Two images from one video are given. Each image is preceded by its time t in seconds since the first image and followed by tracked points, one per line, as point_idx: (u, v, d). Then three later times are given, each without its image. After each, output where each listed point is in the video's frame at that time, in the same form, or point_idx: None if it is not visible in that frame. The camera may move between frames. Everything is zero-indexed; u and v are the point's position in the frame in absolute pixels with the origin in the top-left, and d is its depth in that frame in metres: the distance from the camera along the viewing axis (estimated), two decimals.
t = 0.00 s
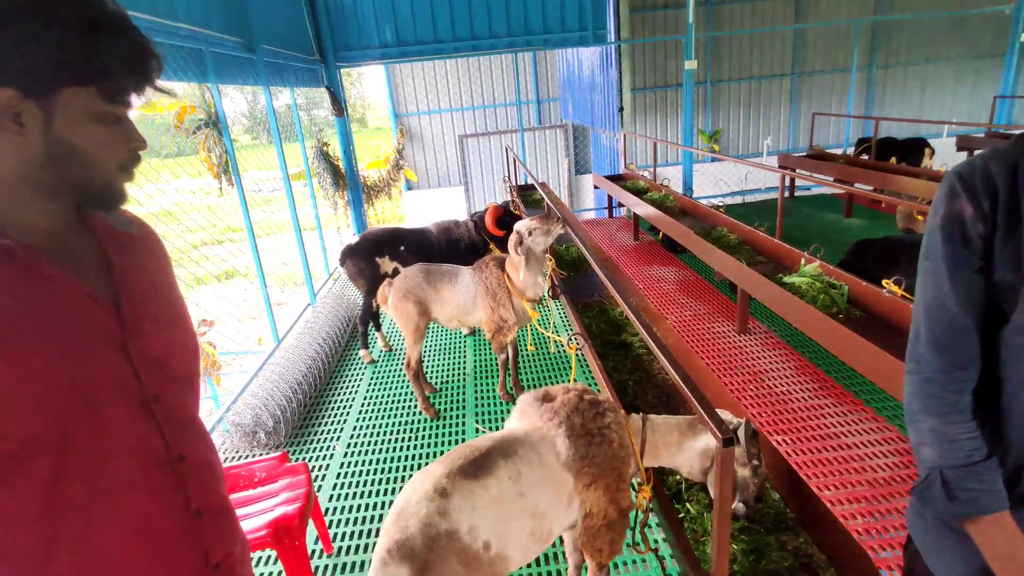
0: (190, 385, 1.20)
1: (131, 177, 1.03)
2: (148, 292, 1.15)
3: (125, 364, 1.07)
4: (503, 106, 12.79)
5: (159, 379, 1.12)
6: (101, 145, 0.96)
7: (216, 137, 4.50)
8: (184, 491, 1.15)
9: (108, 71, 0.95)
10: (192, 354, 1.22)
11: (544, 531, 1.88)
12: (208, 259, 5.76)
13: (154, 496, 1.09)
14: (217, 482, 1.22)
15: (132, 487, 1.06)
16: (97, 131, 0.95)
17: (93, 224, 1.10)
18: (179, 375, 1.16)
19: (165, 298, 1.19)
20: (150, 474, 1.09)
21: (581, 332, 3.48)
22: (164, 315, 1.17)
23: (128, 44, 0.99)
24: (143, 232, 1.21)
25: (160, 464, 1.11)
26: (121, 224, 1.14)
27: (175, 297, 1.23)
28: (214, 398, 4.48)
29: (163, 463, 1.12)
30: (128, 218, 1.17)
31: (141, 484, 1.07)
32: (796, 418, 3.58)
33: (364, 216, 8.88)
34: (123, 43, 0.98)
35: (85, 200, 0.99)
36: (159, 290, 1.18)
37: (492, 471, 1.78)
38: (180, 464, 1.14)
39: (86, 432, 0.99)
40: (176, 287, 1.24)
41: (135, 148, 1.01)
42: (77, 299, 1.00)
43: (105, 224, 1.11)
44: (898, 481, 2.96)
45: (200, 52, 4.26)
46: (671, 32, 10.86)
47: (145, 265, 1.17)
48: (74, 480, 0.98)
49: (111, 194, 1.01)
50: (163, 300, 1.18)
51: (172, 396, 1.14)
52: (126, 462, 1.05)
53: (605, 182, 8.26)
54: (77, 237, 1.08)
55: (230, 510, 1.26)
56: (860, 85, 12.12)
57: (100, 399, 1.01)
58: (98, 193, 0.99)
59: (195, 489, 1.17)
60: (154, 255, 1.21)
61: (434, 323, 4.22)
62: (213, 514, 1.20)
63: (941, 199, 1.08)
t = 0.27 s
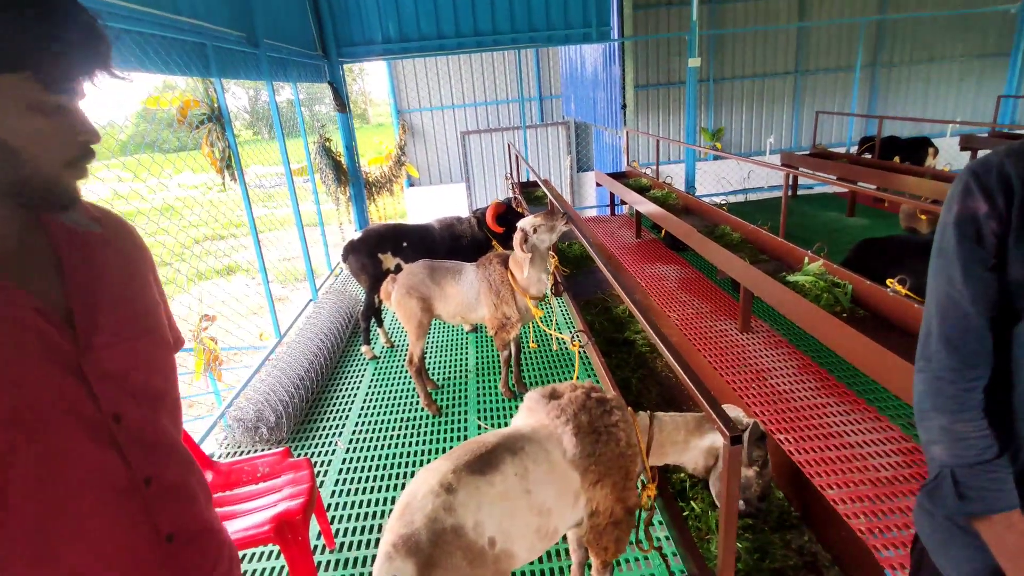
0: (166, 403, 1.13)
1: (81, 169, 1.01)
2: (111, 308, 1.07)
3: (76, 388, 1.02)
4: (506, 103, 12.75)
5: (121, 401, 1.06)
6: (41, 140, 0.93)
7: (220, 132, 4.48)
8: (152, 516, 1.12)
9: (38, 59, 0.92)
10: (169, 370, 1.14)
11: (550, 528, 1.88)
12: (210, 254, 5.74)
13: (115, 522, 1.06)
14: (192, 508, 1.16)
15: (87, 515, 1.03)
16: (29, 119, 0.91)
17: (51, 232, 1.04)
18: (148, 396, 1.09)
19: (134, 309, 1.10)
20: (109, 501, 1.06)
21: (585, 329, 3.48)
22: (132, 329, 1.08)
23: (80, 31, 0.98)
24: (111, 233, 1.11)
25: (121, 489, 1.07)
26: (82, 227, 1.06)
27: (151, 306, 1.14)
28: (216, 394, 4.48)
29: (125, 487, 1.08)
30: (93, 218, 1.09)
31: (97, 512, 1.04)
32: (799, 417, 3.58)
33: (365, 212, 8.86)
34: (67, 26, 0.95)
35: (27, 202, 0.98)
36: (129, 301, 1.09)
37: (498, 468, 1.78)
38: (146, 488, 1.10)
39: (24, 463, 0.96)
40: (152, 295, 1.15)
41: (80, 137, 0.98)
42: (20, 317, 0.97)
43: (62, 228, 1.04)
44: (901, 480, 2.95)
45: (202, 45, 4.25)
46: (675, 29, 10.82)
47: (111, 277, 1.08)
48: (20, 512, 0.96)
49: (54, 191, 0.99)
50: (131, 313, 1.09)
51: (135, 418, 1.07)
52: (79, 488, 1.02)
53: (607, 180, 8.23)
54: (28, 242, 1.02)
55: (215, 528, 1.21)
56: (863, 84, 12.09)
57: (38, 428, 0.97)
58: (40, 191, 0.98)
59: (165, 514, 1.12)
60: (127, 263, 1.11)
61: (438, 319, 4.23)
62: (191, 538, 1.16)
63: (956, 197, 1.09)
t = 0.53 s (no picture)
0: (137, 421, 1.17)
1: (30, 167, 1.08)
2: (65, 314, 1.11)
3: (38, 411, 1.07)
4: (508, 99, 12.71)
5: (82, 417, 1.10)
6: None
7: (223, 126, 4.47)
8: (119, 540, 1.16)
9: None
10: (135, 376, 1.19)
11: (556, 522, 1.88)
12: (212, 248, 5.73)
13: (82, 546, 1.11)
14: (166, 525, 1.21)
15: (55, 538, 1.08)
16: None
17: (7, 236, 1.09)
18: (112, 410, 1.14)
19: (91, 313, 1.14)
20: (75, 524, 1.10)
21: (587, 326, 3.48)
22: (89, 335, 1.13)
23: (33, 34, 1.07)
24: (74, 234, 1.18)
25: (87, 511, 1.12)
26: (44, 228, 1.12)
27: (114, 308, 1.18)
28: (217, 388, 4.48)
29: (92, 510, 1.12)
30: (55, 218, 1.15)
31: (63, 536, 1.09)
32: (802, 415, 3.58)
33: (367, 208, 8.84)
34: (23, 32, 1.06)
35: None
36: (85, 304, 1.14)
37: (505, 461, 1.79)
38: (113, 510, 1.14)
39: None
40: (112, 296, 1.19)
41: (26, 134, 1.05)
42: None
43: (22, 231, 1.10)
44: (903, 479, 2.96)
45: (207, 40, 4.25)
46: (678, 26, 10.79)
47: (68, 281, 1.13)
48: None
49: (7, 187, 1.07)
50: (89, 314, 1.14)
51: (96, 437, 1.12)
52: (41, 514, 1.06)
53: (608, 177, 8.21)
54: None
55: (191, 551, 1.25)
56: (866, 82, 12.06)
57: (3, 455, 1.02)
58: None
59: (134, 538, 1.16)
60: (86, 268, 1.16)
61: (440, 314, 4.22)
62: (164, 560, 1.20)
63: (964, 194, 1.10)
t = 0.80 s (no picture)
0: (116, 438, 1.18)
1: (18, 166, 1.07)
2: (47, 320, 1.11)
3: (11, 424, 1.06)
4: (508, 96, 12.69)
5: (60, 429, 1.10)
6: None
7: (224, 122, 4.50)
8: (96, 557, 1.15)
9: None
10: (119, 386, 1.18)
11: (559, 516, 1.89)
12: (212, 244, 5.73)
13: (58, 563, 1.10)
14: (142, 539, 1.21)
15: (29, 556, 1.07)
16: None
17: None
18: (90, 423, 1.14)
19: (76, 318, 1.14)
20: (51, 540, 1.09)
21: (588, 322, 3.49)
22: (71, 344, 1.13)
23: (25, 31, 1.08)
24: (65, 238, 1.18)
25: (64, 527, 1.11)
26: (36, 228, 1.13)
27: (102, 314, 1.18)
28: (218, 384, 4.49)
29: (69, 525, 1.12)
30: (48, 219, 1.16)
31: (38, 553, 1.08)
32: (802, 412, 3.59)
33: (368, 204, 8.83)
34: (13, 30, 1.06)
35: None
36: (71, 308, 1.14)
37: (508, 455, 1.80)
38: (89, 526, 1.14)
39: None
40: (101, 301, 1.19)
41: (17, 133, 1.04)
42: None
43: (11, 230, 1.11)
44: (903, 475, 2.97)
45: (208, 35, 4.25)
46: (679, 24, 10.78)
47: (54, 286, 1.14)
48: None
49: None
50: (76, 319, 1.14)
51: (73, 450, 1.12)
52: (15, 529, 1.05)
53: (609, 174, 8.20)
54: None
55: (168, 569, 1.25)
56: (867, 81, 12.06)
57: None
58: None
59: (111, 554, 1.17)
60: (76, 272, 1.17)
61: (441, 311, 4.23)
62: None
63: (967, 189, 1.11)
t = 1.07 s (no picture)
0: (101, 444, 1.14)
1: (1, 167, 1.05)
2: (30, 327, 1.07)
3: None
4: (505, 94, 12.68)
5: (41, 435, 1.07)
6: None
7: (220, 119, 4.37)
8: (78, 561, 1.12)
9: None
10: (104, 393, 1.14)
11: (554, 513, 1.90)
12: (208, 242, 5.71)
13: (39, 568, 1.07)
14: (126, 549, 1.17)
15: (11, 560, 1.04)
16: None
17: None
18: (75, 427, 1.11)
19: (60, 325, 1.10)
20: (30, 546, 1.07)
21: (584, 320, 3.50)
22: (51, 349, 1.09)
23: (15, 31, 1.08)
24: (52, 240, 1.13)
25: (44, 533, 1.08)
26: (22, 230, 1.08)
27: (88, 320, 1.13)
28: (213, 382, 4.47)
29: (49, 531, 1.09)
30: (35, 221, 1.12)
31: (17, 558, 1.05)
32: (797, 410, 3.60)
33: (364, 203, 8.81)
34: None
35: None
36: (55, 314, 1.10)
37: (504, 451, 1.80)
38: (70, 530, 1.11)
39: None
40: (88, 306, 1.14)
41: None
42: None
43: None
44: (896, 473, 2.99)
45: (203, 31, 4.22)
46: (676, 23, 10.79)
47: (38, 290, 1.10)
48: None
49: None
50: (61, 325, 1.10)
51: (55, 454, 1.09)
52: None
53: (605, 173, 8.21)
54: None
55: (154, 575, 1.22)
56: (862, 80, 12.10)
57: None
58: None
59: (94, 559, 1.14)
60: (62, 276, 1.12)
61: (438, 308, 4.23)
62: None
63: (961, 189, 1.12)
